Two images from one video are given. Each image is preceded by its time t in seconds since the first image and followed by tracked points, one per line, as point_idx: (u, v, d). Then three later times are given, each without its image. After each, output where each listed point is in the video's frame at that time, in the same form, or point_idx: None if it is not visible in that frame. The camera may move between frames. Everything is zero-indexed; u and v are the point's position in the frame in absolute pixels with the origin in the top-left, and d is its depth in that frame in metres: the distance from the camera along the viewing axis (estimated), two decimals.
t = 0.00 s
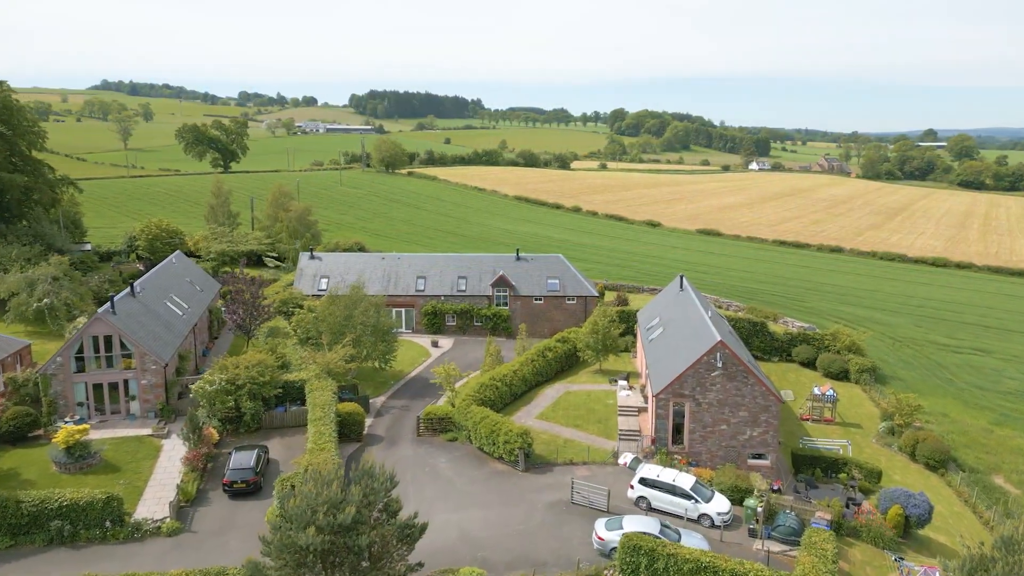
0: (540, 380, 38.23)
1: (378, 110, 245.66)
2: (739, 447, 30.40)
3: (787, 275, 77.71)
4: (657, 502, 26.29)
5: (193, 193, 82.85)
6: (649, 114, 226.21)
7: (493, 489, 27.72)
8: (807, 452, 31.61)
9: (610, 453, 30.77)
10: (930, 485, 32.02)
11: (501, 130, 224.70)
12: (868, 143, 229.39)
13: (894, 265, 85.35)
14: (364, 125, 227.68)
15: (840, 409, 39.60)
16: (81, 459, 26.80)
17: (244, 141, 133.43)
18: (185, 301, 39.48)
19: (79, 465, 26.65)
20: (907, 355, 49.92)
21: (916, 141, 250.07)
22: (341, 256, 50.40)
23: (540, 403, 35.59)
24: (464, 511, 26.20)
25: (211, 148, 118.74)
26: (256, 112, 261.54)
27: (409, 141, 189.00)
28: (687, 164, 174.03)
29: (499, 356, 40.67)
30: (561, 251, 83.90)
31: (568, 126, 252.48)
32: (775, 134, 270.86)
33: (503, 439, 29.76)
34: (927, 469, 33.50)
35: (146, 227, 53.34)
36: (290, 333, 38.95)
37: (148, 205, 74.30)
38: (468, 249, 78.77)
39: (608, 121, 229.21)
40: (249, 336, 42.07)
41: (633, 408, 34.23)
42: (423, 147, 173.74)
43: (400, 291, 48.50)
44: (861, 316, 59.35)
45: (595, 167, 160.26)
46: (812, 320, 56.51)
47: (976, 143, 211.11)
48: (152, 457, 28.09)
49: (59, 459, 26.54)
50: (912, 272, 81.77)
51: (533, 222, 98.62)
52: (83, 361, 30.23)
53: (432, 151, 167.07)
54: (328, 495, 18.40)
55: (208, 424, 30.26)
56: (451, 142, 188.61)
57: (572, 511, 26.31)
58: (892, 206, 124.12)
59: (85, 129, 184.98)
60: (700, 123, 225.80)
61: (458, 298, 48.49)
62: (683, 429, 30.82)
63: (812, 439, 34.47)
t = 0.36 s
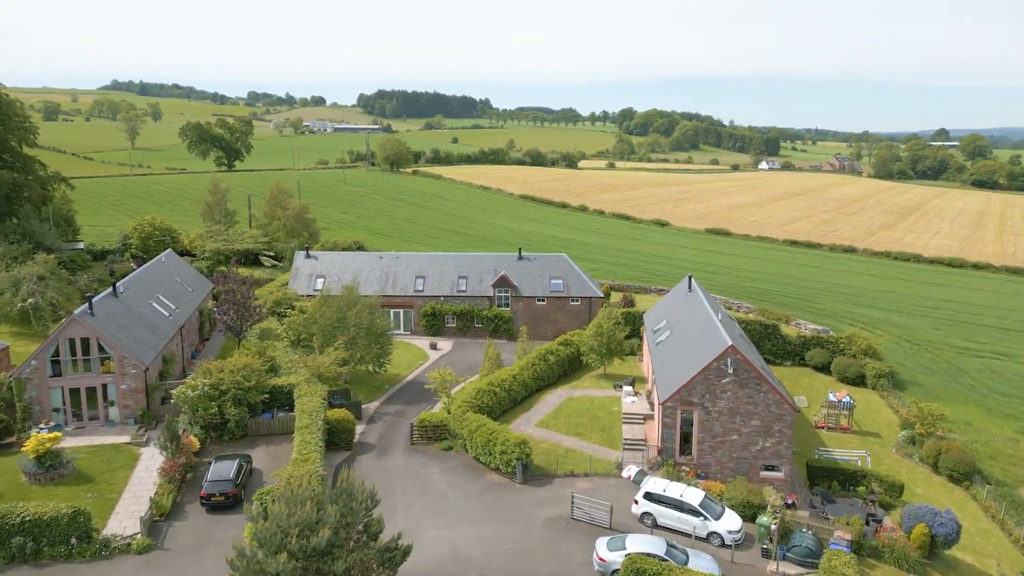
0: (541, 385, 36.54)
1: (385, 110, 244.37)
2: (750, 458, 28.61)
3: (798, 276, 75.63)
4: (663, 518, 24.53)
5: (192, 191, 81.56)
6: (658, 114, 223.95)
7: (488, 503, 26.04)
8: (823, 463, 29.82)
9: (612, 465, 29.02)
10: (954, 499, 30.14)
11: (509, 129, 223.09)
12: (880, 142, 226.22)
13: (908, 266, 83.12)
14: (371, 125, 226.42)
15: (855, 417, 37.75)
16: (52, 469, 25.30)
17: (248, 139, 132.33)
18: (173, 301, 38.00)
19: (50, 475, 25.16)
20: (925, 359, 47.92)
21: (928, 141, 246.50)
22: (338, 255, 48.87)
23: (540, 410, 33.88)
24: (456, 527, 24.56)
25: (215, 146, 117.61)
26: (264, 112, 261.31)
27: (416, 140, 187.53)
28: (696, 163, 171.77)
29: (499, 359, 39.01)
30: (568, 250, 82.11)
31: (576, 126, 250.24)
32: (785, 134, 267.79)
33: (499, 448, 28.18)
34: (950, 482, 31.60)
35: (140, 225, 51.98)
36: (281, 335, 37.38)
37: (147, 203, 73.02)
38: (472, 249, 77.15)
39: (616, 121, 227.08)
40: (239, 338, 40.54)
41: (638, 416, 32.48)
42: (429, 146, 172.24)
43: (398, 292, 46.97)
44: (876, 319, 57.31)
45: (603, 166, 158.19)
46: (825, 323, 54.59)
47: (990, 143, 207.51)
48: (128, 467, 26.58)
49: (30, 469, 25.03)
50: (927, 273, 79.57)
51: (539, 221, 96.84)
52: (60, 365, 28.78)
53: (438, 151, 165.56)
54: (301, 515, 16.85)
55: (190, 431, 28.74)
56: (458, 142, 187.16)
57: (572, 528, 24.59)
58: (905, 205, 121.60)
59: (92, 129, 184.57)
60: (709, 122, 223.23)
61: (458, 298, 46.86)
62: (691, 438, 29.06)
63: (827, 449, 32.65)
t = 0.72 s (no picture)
0: (543, 390, 34.87)
1: (393, 109, 243.11)
2: (763, 471, 26.85)
3: (811, 276, 73.62)
4: (670, 536, 22.86)
5: (193, 189, 80.43)
6: (667, 113, 221.84)
7: (484, 518, 24.45)
8: (841, 476, 28.05)
9: (616, 476, 27.36)
10: (981, 514, 28.28)
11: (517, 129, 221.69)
12: (891, 142, 223.43)
13: (924, 266, 80.93)
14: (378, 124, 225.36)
15: (875, 424, 35.93)
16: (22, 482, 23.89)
17: (253, 138, 131.29)
18: (161, 302, 36.66)
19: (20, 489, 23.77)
20: (945, 363, 46.02)
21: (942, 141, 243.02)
22: (335, 254, 47.37)
23: (541, 416, 32.25)
24: (448, 544, 22.96)
25: (219, 144, 116.64)
26: (272, 111, 260.72)
27: (422, 139, 186.30)
28: (705, 162, 169.74)
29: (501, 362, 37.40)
30: (575, 250, 80.40)
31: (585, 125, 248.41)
32: (796, 133, 264.92)
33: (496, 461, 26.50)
34: (976, 495, 29.77)
35: (133, 223, 50.73)
36: (272, 337, 35.92)
37: (147, 201, 71.80)
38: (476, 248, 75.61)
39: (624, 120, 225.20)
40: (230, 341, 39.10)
41: (645, 423, 30.79)
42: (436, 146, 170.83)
43: (397, 291, 45.42)
44: (893, 321, 55.33)
45: (611, 165, 156.25)
46: (839, 325, 52.68)
47: (1005, 142, 203.99)
48: (103, 478, 25.13)
49: None
50: (944, 273, 77.38)
51: (545, 220, 95.14)
52: (35, 368, 27.48)
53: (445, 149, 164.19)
54: (269, 538, 15.33)
55: (170, 439, 27.29)
56: (464, 141, 185.78)
57: (573, 545, 22.96)
58: (919, 205, 119.32)
59: (100, 128, 184.36)
60: (718, 121, 220.85)
61: (459, 299, 45.28)
62: (700, 448, 27.33)
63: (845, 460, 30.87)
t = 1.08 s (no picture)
0: (545, 395, 33.32)
1: (402, 109, 241.85)
2: (777, 484, 25.18)
3: (823, 276, 71.74)
4: (677, 556, 21.25)
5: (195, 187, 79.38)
6: (676, 111, 219.68)
7: (479, 533, 22.93)
8: (860, 488, 26.36)
9: (621, 489, 25.75)
10: (1009, 530, 26.48)
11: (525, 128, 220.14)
12: (903, 141, 220.47)
13: (940, 266, 78.86)
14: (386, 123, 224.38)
15: (894, 432, 34.25)
16: None
17: (258, 136, 130.41)
18: (149, 302, 35.37)
19: None
20: (966, 367, 44.20)
21: (954, 141, 239.73)
22: (332, 252, 45.99)
23: (542, 423, 30.71)
24: (439, 561, 21.45)
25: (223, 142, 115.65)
26: (280, 111, 260.24)
27: (429, 138, 185.10)
28: (715, 161, 167.69)
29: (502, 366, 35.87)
30: (581, 249, 78.78)
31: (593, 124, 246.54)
32: (807, 132, 262.04)
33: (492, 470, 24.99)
34: (1003, 509, 27.89)
35: (126, 221, 49.56)
36: (263, 338, 34.55)
37: (146, 199, 70.76)
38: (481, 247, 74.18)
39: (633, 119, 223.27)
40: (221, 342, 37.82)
41: (652, 431, 29.18)
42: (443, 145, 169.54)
43: (396, 291, 43.97)
44: (909, 323, 53.44)
45: (620, 164, 154.38)
46: (854, 327, 50.87)
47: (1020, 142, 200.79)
48: (77, 488, 23.80)
49: None
50: (960, 273, 75.33)
51: (552, 219, 93.53)
52: (10, 371, 26.22)
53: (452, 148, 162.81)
54: (233, 565, 13.83)
55: (150, 447, 25.92)
56: (471, 140, 184.45)
57: (574, 564, 21.40)
58: (933, 204, 116.98)
59: (108, 127, 184.17)
60: (728, 121, 218.56)
61: (459, 299, 43.79)
62: (710, 458, 25.75)
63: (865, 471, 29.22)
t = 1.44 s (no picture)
0: (546, 400, 31.85)
1: (410, 108, 240.97)
2: (793, 498, 23.57)
3: (836, 276, 69.95)
4: None
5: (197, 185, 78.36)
6: (686, 110, 217.68)
7: (472, 549, 21.44)
8: (881, 502, 24.72)
9: (625, 502, 24.21)
10: None
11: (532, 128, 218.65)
12: (915, 141, 217.85)
13: (956, 266, 76.83)
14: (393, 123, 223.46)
15: (914, 440, 32.57)
16: None
17: (263, 135, 129.59)
18: (137, 301, 34.15)
19: None
20: (987, 371, 42.38)
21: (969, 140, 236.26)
22: (330, 251, 44.67)
23: (543, 430, 29.23)
24: None
25: (228, 139, 114.76)
26: (289, 110, 259.88)
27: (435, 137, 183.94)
28: (724, 161, 165.73)
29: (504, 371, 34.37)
30: (588, 249, 77.24)
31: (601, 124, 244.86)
32: (817, 132, 259.51)
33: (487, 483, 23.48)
34: None
35: (120, 218, 48.37)
36: (254, 339, 33.24)
37: (146, 196, 69.78)
38: (485, 246, 72.76)
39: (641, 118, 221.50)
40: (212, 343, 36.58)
41: (659, 440, 27.60)
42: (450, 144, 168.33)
43: (394, 291, 42.56)
44: (927, 325, 51.65)
45: (628, 163, 152.70)
46: (869, 329, 49.13)
47: None
48: (50, 498, 22.56)
49: None
50: (977, 273, 73.31)
51: (558, 218, 92.04)
52: None
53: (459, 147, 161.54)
54: None
55: (128, 455, 24.60)
56: (479, 139, 183.23)
57: None
58: (948, 204, 114.72)
59: (116, 126, 184.09)
60: (738, 120, 216.38)
61: (460, 299, 42.36)
62: (720, 469, 24.21)
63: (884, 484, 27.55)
